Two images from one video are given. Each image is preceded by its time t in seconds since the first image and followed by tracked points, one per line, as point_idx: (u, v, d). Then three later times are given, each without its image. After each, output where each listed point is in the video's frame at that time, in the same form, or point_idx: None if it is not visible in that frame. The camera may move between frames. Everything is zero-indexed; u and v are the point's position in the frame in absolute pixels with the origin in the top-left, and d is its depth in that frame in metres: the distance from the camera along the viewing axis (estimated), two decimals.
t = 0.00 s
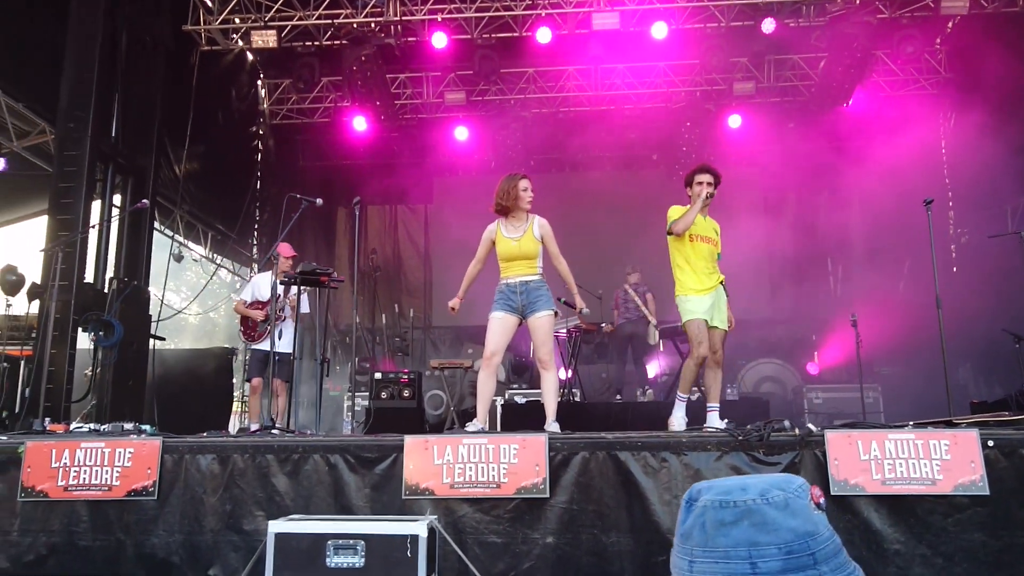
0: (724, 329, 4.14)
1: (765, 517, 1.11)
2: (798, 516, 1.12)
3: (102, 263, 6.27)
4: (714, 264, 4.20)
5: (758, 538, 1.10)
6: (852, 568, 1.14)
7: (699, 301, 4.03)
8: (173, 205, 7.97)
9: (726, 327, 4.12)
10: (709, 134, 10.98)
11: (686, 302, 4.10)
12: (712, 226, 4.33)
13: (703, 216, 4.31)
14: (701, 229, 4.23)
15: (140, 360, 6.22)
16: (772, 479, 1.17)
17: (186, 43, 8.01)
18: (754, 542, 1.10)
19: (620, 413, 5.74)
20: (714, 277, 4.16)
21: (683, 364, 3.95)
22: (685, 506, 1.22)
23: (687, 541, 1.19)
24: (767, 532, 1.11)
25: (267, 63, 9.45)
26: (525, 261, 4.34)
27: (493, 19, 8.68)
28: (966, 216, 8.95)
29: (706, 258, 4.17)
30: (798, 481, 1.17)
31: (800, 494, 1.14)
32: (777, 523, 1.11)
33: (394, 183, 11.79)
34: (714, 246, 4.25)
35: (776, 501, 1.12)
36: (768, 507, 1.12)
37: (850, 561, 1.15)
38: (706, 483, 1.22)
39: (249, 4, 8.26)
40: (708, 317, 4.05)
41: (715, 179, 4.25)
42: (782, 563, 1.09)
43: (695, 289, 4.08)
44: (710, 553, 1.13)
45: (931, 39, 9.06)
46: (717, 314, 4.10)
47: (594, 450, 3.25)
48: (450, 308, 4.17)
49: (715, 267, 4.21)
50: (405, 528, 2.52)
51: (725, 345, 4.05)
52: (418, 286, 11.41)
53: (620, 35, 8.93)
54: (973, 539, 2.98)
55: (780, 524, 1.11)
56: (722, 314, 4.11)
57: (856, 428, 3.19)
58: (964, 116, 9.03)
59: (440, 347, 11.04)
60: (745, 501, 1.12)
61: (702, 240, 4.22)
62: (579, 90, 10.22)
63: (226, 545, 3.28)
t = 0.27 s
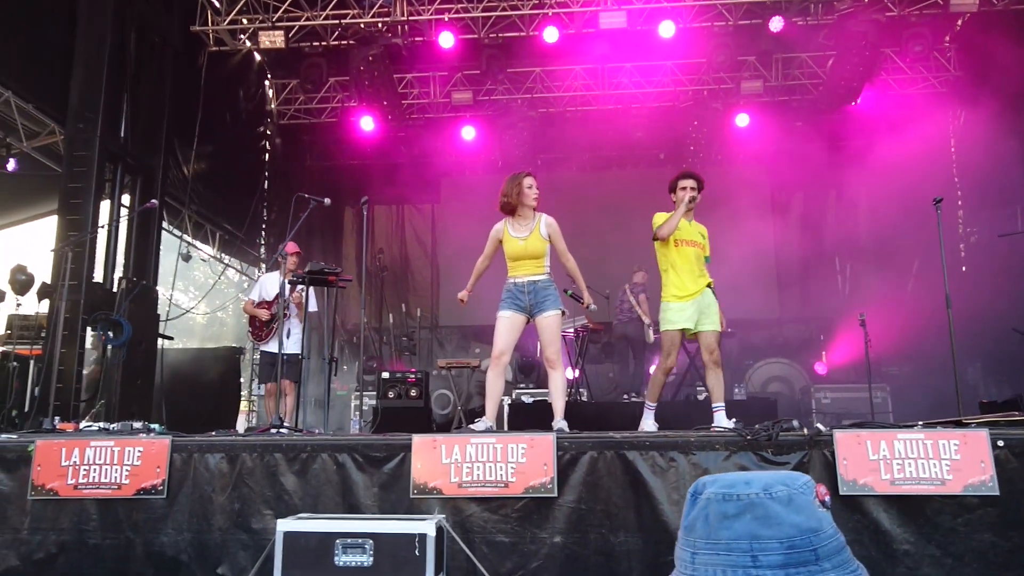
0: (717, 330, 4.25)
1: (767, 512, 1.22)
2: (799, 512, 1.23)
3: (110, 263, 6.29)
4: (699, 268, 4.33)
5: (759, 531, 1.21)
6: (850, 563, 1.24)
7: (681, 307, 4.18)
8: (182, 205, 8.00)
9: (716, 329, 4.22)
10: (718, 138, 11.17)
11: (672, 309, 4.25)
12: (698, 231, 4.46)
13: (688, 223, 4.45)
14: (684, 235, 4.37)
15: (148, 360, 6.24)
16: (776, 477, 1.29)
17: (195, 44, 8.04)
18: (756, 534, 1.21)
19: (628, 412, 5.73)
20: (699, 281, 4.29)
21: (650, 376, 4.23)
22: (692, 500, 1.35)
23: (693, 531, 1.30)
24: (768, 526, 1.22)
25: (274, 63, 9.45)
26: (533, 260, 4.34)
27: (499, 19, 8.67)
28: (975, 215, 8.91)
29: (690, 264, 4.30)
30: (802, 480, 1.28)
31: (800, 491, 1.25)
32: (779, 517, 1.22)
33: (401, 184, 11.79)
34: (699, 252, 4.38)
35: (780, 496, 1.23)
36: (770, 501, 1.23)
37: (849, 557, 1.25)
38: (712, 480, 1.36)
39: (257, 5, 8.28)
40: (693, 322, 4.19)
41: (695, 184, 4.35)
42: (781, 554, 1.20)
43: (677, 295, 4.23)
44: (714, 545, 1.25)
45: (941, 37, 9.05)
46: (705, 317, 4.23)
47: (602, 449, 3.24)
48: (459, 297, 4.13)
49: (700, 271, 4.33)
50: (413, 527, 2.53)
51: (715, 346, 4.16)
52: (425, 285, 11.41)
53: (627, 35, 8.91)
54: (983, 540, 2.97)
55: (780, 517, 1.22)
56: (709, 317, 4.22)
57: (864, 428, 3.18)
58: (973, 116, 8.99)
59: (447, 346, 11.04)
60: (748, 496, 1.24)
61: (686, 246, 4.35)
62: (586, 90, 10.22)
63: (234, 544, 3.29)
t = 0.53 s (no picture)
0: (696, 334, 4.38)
1: (836, 545, 1.04)
2: (864, 545, 1.06)
3: (114, 263, 6.30)
4: (679, 274, 4.47)
5: (827, 567, 1.03)
6: None
7: (662, 312, 4.32)
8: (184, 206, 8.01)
9: (697, 331, 4.37)
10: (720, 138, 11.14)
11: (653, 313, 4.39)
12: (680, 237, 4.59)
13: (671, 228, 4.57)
14: (667, 241, 4.50)
15: (151, 360, 6.25)
16: (834, 499, 1.10)
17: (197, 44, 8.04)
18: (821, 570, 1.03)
19: (630, 413, 5.73)
20: (679, 286, 4.43)
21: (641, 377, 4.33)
22: (736, 515, 1.13)
23: (744, 556, 1.08)
24: (836, 563, 1.03)
25: (277, 64, 9.46)
26: (535, 260, 4.34)
27: (502, 19, 8.67)
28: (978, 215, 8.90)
29: (670, 271, 4.44)
30: (862, 505, 1.10)
31: (865, 520, 1.07)
32: (848, 552, 1.04)
33: (403, 184, 11.80)
34: (680, 257, 4.51)
35: (849, 528, 1.04)
36: (840, 535, 1.05)
37: None
38: (761, 493, 1.14)
39: (260, 5, 8.29)
40: (674, 326, 4.33)
41: (675, 194, 4.48)
42: None
43: (659, 300, 4.37)
44: None
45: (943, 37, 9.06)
46: (685, 322, 4.37)
47: (606, 450, 3.24)
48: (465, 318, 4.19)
49: (680, 277, 4.47)
50: (416, 528, 2.52)
51: (699, 348, 4.30)
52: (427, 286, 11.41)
53: (630, 35, 8.91)
54: (988, 540, 2.96)
55: (849, 553, 1.04)
56: (690, 321, 4.37)
57: (868, 428, 3.17)
58: (976, 115, 8.98)
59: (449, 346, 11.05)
60: (817, 526, 1.05)
61: (667, 253, 4.48)
62: (588, 90, 10.22)
63: (237, 544, 3.29)
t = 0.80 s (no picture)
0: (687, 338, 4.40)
1: (840, 563, 1.00)
2: (870, 561, 1.02)
3: (112, 264, 6.30)
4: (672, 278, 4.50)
5: None
6: None
7: (658, 313, 4.32)
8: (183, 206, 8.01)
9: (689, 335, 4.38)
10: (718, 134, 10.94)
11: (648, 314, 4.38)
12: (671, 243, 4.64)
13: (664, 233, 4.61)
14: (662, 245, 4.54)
15: (150, 361, 6.25)
16: (837, 511, 1.06)
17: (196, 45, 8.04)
18: None
19: (629, 413, 5.73)
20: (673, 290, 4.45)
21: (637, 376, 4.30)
22: (736, 526, 1.08)
23: (745, 570, 1.03)
24: None
25: (275, 64, 9.44)
26: (534, 262, 4.35)
27: (501, 20, 8.66)
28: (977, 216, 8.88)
29: (664, 273, 4.46)
30: (865, 516, 1.06)
31: (871, 535, 1.03)
32: (852, 569, 1.00)
33: (403, 184, 11.79)
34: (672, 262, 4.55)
35: (854, 545, 1.00)
36: (845, 552, 1.00)
37: None
38: (763, 503, 1.09)
39: (258, 6, 8.29)
40: (668, 328, 4.33)
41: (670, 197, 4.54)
42: None
43: (654, 301, 4.37)
44: None
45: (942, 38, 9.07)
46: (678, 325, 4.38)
47: (604, 450, 3.24)
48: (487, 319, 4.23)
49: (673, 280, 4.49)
50: (414, 528, 2.53)
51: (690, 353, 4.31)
52: (427, 286, 11.41)
53: (628, 36, 8.91)
54: (986, 541, 2.96)
55: (853, 570, 1.00)
56: (682, 324, 4.37)
57: (866, 429, 3.17)
58: (975, 116, 8.99)
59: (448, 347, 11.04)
60: (822, 543, 1.00)
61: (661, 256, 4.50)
62: (587, 91, 10.22)
63: (236, 544, 3.29)
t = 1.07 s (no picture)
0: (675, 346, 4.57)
1: (824, 567, 1.00)
2: (854, 565, 1.01)
3: (109, 264, 6.28)
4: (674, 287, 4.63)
5: None
6: None
7: (669, 318, 4.40)
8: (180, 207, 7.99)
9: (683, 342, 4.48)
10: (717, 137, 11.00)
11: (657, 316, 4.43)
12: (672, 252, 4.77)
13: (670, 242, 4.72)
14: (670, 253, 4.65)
15: (148, 361, 6.24)
16: (821, 515, 1.06)
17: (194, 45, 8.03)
18: None
19: (627, 414, 5.73)
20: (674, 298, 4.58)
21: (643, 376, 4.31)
22: (721, 532, 1.07)
23: None
24: None
25: (273, 64, 9.42)
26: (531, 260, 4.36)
27: (499, 20, 8.67)
28: (974, 216, 8.89)
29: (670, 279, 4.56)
30: (850, 521, 1.05)
31: (856, 539, 1.02)
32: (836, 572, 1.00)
33: (400, 185, 11.79)
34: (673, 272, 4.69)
35: (839, 548, 1.00)
36: (829, 557, 1.00)
37: None
38: (747, 509, 1.09)
39: (256, 6, 8.29)
40: (672, 332, 4.40)
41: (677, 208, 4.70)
42: None
43: (664, 304, 4.43)
44: None
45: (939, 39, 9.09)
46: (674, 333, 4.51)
47: (602, 450, 3.25)
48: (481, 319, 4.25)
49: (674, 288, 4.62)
50: (412, 529, 2.52)
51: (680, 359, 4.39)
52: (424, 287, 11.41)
53: (626, 36, 8.92)
54: (983, 540, 2.97)
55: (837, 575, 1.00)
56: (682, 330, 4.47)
57: (863, 429, 3.18)
58: (972, 117, 9.02)
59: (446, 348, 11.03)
60: (806, 547, 1.00)
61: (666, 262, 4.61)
62: (585, 91, 10.23)
63: (233, 545, 3.29)
